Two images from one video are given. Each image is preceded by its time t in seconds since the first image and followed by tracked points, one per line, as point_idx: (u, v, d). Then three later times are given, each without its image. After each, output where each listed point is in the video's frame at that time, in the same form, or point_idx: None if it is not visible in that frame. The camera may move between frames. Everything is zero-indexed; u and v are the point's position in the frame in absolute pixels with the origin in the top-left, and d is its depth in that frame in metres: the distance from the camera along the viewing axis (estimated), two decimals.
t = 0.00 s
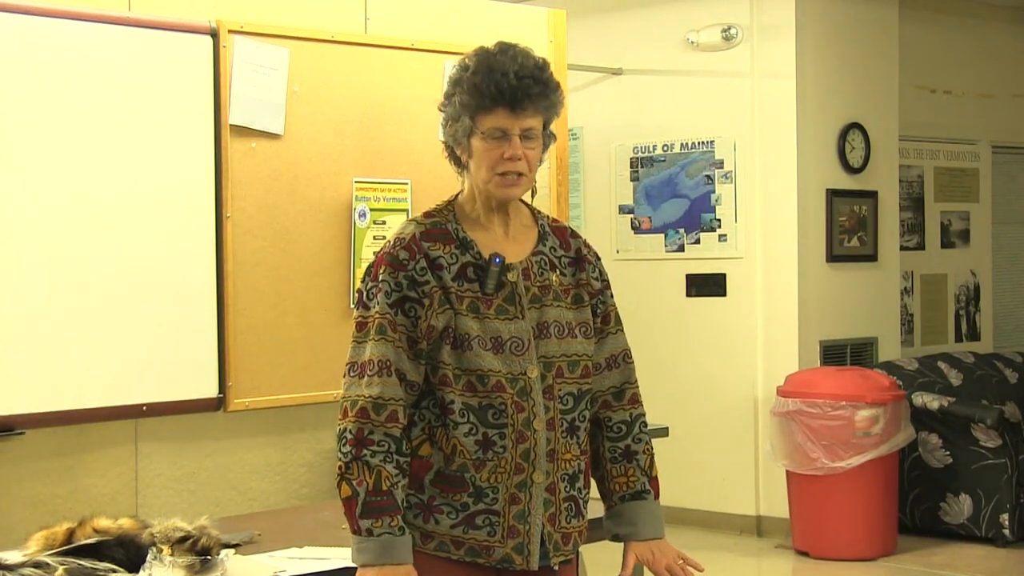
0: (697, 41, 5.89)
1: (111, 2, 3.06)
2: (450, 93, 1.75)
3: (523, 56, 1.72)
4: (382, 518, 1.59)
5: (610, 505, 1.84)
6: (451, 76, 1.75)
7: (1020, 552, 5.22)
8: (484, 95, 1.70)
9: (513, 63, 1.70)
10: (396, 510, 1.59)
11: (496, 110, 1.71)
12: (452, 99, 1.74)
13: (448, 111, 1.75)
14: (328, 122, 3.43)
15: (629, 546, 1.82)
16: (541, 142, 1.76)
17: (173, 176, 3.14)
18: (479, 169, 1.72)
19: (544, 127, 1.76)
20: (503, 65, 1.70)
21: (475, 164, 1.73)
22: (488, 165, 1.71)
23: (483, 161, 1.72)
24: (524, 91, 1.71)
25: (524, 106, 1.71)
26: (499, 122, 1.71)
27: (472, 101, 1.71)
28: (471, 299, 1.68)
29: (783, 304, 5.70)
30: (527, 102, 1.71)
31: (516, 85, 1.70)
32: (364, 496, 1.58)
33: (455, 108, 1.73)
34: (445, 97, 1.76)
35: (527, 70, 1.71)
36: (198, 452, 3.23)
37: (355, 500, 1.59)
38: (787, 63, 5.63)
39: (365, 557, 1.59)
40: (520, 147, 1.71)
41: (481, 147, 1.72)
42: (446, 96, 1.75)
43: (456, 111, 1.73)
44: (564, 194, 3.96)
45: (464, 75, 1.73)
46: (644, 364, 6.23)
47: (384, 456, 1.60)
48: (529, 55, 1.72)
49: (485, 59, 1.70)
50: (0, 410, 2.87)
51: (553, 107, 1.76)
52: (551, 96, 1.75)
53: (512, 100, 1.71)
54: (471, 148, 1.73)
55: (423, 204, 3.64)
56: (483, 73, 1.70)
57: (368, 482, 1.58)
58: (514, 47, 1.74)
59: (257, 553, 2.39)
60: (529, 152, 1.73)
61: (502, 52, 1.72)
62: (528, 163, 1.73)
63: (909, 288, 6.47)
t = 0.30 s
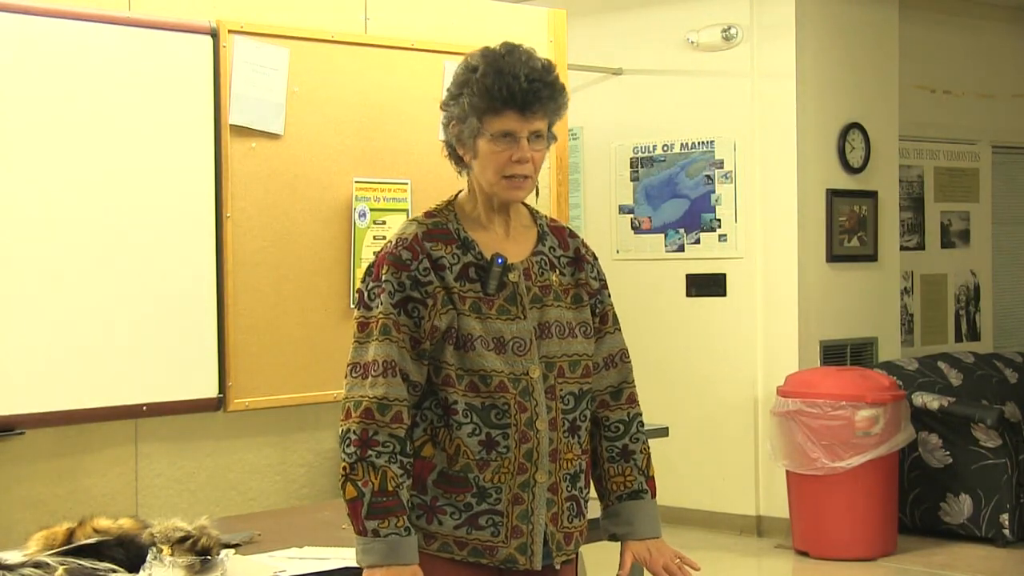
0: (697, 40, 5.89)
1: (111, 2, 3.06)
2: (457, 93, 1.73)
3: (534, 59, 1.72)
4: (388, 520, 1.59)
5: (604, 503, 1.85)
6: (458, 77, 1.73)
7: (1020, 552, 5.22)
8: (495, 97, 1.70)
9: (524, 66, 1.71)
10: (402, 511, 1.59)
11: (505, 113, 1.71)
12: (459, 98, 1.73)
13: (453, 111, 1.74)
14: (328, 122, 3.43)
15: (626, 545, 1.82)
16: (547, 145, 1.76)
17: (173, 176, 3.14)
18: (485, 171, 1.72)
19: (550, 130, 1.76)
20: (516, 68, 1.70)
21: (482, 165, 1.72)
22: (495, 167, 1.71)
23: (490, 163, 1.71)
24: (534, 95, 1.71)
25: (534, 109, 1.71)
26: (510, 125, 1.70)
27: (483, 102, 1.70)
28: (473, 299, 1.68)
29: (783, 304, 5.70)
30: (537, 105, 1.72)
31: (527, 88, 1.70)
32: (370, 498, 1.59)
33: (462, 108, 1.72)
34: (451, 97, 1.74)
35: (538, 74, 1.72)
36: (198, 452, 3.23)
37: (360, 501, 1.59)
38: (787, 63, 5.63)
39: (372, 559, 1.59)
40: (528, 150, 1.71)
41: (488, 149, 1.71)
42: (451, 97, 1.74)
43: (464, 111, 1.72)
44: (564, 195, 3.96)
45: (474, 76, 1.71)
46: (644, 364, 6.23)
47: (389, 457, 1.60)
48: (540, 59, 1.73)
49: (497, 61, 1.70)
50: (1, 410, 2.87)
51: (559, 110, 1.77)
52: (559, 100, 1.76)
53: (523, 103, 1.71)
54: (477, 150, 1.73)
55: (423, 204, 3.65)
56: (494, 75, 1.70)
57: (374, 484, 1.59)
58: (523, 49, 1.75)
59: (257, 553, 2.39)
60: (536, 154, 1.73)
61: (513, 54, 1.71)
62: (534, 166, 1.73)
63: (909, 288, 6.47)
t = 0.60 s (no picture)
0: (697, 40, 5.89)
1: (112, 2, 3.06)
2: (468, 90, 1.72)
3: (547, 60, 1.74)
4: (396, 522, 1.59)
5: (605, 500, 1.84)
6: (468, 74, 1.73)
7: (1020, 552, 5.22)
8: (512, 93, 1.70)
9: (539, 65, 1.72)
10: (409, 513, 1.59)
11: (519, 110, 1.70)
12: (471, 94, 1.72)
13: (463, 108, 1.72)
14: (328, 122, 3.43)
15: (630, 541, 1.81)
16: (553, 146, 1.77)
17: (173, 176, 3.14)
18: (494, 168, 1.71)
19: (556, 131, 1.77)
20: (532, 66, 1.71)
21: (490, 162, 1.71)
22: (506, 163, 1.70)
23: (501, 160, 1.70)
24: (549, 94, 1.72)
25: (547, 108, 1.72)
26: (523, 121, 1.70)
27: (497, 98, 1.70)
28: (476, 298, 1.68)
29: (783, 304, 5.70)
30: (550, 104, 1.72)
31: (542, 87, 1.71)
32: (377, 499, 1.58)
33: (474, 104, 1.71)
34: (460, 94, 1.73)
35: (552, 74, 1.73)
36: (198, 452, 3.23)
37: (367, 503, 1.59)
38: (787, 63, 5.63)
39: (380, 561, 1.59)
40: (540, 148, 1.71)
41: (498, 145, 1.70)
42: (461, 94, 1.73)
43: (476, 107, 1.71)
44: (564, 194, 3.97)
45: (486, 72, 1.71)
46: (645, 364, 6.23)
47: (395, 459, 1.60)
48: (552, 60, 1.74)
49: (513, 58, 1.70)
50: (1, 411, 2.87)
51: (567, 111, 1.78)
52: (568, 101, 1.77)
53: (536, 102, 1.72)
54: (486, 147, 1.71)
55: (423, 204, 3.65)
56: (511, 71, 1.70)
57: (380, 485, 1.58)
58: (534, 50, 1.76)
59: (258, 553, 2.39)
60: (546, 153, 1.73)
61: (527, 53, 1.72)
62: (543, 164, 1.73)
63: (909, 288, 6.46)
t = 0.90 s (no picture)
0: (697, 40, 5.89)
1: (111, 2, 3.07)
2: (469, 86, 1.73)
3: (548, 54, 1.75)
4: (417, 502, 1.56)
5: (647, 466, 1.83)
6: (468, 69, 1.73)
7: (1020, 552, 5.22)
8: (518, 85, 1.71)
9: (542, 58, 1.73)
10: (427, 495, 1.57)
11: (524, 101, 1.71)
12: (474, 88, 1.72)
13: (465, 104, 1.73)
14: (328, 122, 3.43)
15: (689, 492, 1.80)
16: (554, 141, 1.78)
17: (173, 176, 3.14)
18: (500, 161, 1.71)
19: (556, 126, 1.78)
20: (536, 59, 1.72)
21: (496, 155, 1.71)
22: (513, 155, 1.70)
23: (507, 152, 1.70)
24: (553, 86, 1.73)
25: (551, 100, 1.73)
26: (527, 113, 1.71)
27: (500, 91, 1.71)
28: (482, 295, 1.67)
29: (783, 304, 5.70)
30: (554, 97, 1.74)
31: (546, 79, 1.73)
32: (393, 480, 1.56)
33: (478, 98, 1.71)
34: (461, 91, 1.73)
35: (554, 67, 1.75)
36: (198, 452, 3.24)
37: (384, 486, 1.56)
38: (787, 63, 5.63)
39: (407, 540, 1.55)
40: (545, 140, 1.72)
41: (504, 138, 1.71)
42: (461, 90, 1.73)
43: (481, 100, 1.71)
44: (564, 194, 3.97)
45: (488, 66, 1.72)
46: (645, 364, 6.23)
47: (407, 445, 1.57)
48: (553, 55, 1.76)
49: (516, 51, 1.71)
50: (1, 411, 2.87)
51: (566, 107, 1.80)
52: (568, 96, 1.78)
53: (540, 94, 1.73)
54: (491, 140, 1.71)
55: (423, 204, 3.65)
56: (515, 64, 1.71)
57: (395, 467, 1.56)
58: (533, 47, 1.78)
59: (257, 553, 2.39)
60: (550, 145, 1.74)
61: (528, 47, 1.74)
62: (546, 156, 1.74)
63: (909, 288, 6.47)
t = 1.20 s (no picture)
0: (697, 40, 5.89)
1: (111, 2, 3.07)
2: (474, 81, 1.73)
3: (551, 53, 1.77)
4: (452, 435, 1.53)
5: (662, 411, 1.83)
6: (472, 65, 1.73)
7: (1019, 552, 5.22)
8: (524, 79, 1.72)
9: (545, 55, 1.75)
10: (460, 428, 1.54)
11: (529, 95, 1.72)
12: (479, 83, 1.72)
13: (468, 100, 1.73)
14: (328, 122, 3.43)
15: (712, 408, 1.82)
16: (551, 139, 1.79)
17: (173, 175, 3.14)
18: (505, 154, 1.71)
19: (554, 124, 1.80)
20: (541, 55, 1.74)
21: (500, 150, 1.71)
22: (519, 148, 1.71)
23: (512, 146, 1.71)
24: (556, 82, 1.75)
25: (554, 96, 1.75)
26: (531, 107, 1.72)
27: (507, 86, 1.71)
28: (488, 292, 1.66)
29: (783, 304, 5.70)
30: (556, 93, 1.75)
31: (550, 74, 1.74)
32: (423, 430, 1.53)
33: (484, 92, 1.71)
34: (465, 86, 1.73)
35: (556, 65, 1.76)
36: (197, 452, 3.25)
37: (416, 438, 1.53)
38: (787, 63, 5.63)
39: (461, 461, 1.50)
40: (549, 135, 1.74)
41: (509, 131, 1.71)
42: (465, 86, 1.73)
43: (487, 94, 1.71)
44: (564, 195, 3.97)
45: (492, 62, 1.72)
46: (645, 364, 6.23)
47: (423, 401, 1.56)
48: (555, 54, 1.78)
49: (520, 48, 1.73)
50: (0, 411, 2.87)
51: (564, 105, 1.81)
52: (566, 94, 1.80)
53: (544, 89, 1.74)
54: (495, 134, 1.71)
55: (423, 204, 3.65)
56: (520, 59, 1.72)
57: (420, 418, 1.54)
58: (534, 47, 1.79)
59: (257, 553, 2.39)
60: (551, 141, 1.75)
61: (531, 45, 1.75)
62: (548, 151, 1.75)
63: (909, 288, 6.46)
